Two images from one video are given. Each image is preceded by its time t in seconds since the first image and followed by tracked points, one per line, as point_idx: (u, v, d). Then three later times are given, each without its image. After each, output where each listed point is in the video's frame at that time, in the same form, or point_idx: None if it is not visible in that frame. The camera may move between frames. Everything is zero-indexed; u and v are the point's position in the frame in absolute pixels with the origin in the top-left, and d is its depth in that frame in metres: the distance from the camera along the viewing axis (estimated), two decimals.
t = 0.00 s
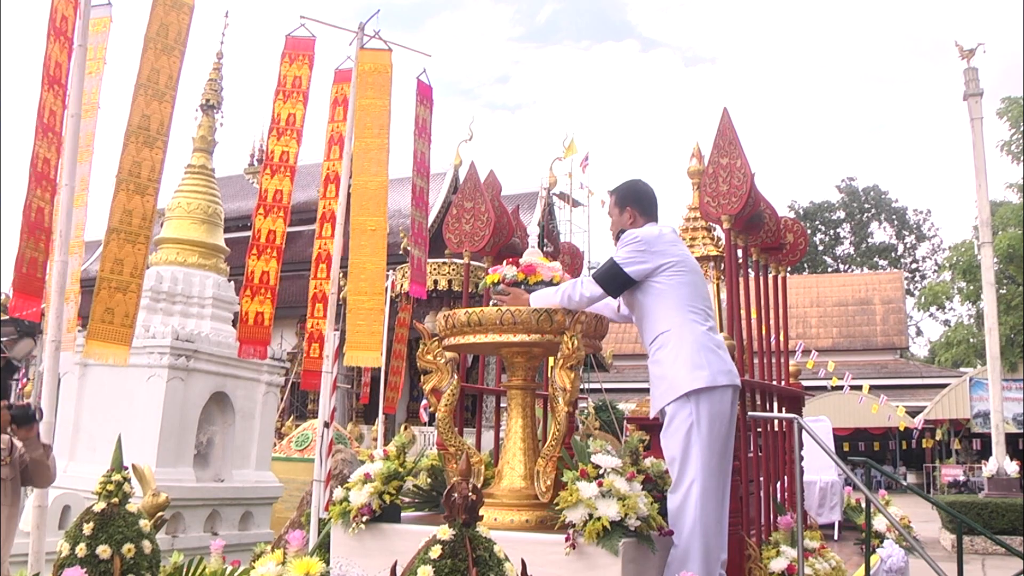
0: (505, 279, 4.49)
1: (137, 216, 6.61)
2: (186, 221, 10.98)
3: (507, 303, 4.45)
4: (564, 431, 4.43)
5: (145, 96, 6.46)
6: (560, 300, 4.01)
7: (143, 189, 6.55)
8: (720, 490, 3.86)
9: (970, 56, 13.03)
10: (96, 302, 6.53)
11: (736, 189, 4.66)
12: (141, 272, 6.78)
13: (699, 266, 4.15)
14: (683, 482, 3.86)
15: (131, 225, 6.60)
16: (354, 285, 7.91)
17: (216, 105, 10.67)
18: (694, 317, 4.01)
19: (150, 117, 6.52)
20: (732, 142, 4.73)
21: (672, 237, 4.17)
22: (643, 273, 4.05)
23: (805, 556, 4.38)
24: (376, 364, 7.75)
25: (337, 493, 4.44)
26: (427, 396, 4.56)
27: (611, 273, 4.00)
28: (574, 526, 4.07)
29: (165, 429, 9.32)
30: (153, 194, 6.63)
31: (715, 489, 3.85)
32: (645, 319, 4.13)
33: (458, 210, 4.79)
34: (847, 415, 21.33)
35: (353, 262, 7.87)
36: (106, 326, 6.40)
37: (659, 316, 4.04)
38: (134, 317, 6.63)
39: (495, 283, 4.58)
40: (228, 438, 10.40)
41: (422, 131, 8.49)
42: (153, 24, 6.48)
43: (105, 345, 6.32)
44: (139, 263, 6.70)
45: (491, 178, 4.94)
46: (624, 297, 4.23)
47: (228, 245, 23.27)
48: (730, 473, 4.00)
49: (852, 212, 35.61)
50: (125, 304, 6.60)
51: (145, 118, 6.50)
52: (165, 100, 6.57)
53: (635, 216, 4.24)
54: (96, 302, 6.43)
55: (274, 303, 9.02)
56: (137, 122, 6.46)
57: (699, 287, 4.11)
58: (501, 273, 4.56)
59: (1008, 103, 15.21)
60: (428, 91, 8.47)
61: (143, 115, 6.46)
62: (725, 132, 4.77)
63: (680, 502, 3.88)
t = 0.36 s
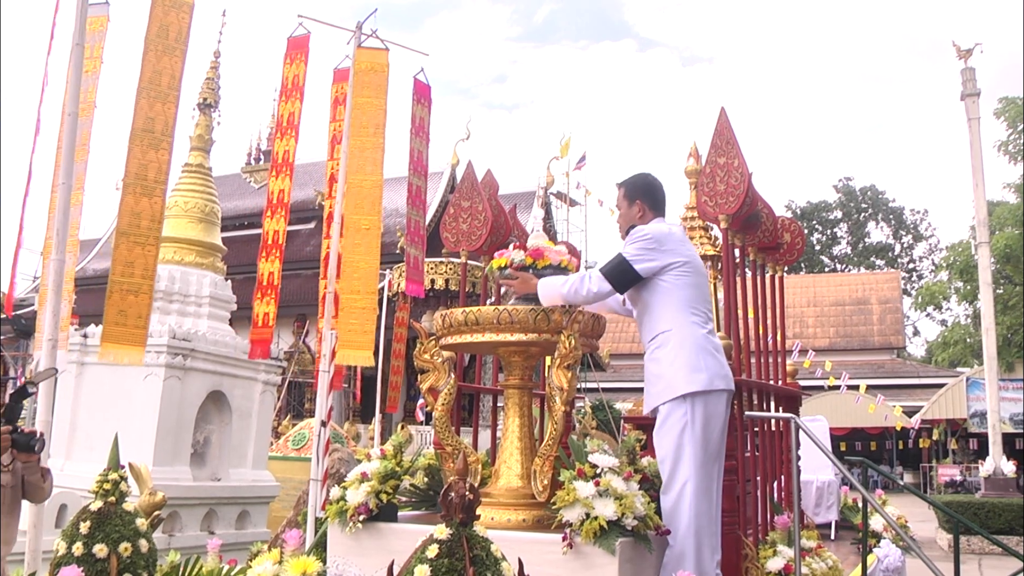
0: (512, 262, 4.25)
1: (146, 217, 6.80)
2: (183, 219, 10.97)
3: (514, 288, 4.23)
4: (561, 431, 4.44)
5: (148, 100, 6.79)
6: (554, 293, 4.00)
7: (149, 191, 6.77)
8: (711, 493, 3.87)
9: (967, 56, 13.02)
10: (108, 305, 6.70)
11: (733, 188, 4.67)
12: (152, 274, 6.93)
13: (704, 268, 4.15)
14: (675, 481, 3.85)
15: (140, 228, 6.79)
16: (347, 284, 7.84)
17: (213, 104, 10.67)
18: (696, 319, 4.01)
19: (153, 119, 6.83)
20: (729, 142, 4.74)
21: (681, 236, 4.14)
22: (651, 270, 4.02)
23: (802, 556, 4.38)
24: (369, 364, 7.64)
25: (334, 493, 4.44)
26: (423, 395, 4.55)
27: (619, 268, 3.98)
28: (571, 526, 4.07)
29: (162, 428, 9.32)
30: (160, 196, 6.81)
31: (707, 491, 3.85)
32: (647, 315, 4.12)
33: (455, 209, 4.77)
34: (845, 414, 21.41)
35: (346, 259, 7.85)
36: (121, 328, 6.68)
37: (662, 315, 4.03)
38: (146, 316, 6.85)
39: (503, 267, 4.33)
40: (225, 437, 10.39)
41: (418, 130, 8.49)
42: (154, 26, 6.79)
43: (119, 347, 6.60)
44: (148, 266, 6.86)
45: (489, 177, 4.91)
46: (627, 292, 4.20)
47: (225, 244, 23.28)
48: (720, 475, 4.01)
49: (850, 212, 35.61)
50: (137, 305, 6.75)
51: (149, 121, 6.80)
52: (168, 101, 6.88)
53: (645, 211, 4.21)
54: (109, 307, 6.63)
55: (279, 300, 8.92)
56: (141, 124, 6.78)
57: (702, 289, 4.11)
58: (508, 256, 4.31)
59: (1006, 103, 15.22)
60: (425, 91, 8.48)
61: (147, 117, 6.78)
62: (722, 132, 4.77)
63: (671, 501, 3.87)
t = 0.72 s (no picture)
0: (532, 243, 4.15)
1: (162, 217, 6.80)
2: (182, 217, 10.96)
3: (527, 270, 4.15)
4: (560, 429, 4.45)
5: (157, 100, 6.82)
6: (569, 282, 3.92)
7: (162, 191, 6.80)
8: (710, 493, 3.88)
9: (968, 53, 13.03)
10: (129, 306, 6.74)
11: (734, 186, 4.66)
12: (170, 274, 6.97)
13: (715, 271, 4.16)
14: (676, 480, 3.84)
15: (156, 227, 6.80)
16: (340, 282, 7.77)
17: (213, 101, 10.67)
18: (705, 322, 4.02)
19: (163, 119, 6.87)
20: (729, 140, 4.74)
21: (695, 236, 4.14)
22: (668, 268, 3.99)
23: (801, 554, 4.37)
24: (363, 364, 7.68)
25: (334, 491, 4.45)
26: (423, 394, 4.56)
27: (637, 263, 3.93)
28: (571, 524, 4.09)
29: (162, 427, 9.31)
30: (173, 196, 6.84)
31: (707, 491, 3.86)
32: (656, 313, 4.10)
33: (455, 207, 4.75)
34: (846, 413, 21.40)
35: (339, 256, 7.76)
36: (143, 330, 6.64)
37: (672, 314, 4.02)
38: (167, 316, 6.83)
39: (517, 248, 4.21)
40: (225, 436, 10.37)
41: (416, 128, 8.46)
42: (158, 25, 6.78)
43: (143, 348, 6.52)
44: (166, 265, 6.92)
45: (489, 176, 4.89)
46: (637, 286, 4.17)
47: (225, 241, 23.28)
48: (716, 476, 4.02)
49: (850, 211, 35.61)
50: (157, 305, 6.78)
51: (160, 122, 6.85)
52: (177, 100, 6.92)
53: (661, 206, 4.16)
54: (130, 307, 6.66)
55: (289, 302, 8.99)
56: (151, 125, 6.82)
57: (712, 291, 4.12)
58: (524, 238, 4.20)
59: (1005, 102, 15.22)
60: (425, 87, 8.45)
61: (157, 117, 6.82)
62: (723, 130, 4.78)
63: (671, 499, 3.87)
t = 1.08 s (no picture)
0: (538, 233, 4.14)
1: (167, 218, 6.54)
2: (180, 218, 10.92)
3: (537, 259, 4.10)
4: (559, 429, 4.46)
5: (159, 100, 6.35)
6: (583, 275, 3.92)
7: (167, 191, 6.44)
8: (712, 493, 3.88)
9: (965, 53, 13.04)
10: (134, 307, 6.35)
11: (732, 186, 4.66)
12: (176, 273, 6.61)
13: (721, 273, 4.17)
14: (678, 480, 3.84)
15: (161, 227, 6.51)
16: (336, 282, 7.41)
17: (211, 101, 10.63)
18: (712, 323, 4.03)
19: (165, 119, 6.40)
20: (727, 140, 4.74)
21: (705, 237, 4.14)
22: (679, 267, 3.99)
23: (800, 553, 4.37)
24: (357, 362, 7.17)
25: (332, 491, 4.44)
26: (422, 394, 4.55)
27: (651, 261, 3.91)
28: (569, 524, 4.09)
29: (160, 427, 9.29)
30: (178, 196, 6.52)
31: (710, 492, 3.86)
32: (664, 312, 4.10)
33: (453, 207, 4.73)
34: (843, 413, 21.62)
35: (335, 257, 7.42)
36: (151, 330, 6.39)
37: (680, 313, 4.03)
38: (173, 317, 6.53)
39: (525, 236, 4.19)
40: (223, 436, 10.38)
41: (410, 127, 8.45)
42: (157, 24, 6.39)
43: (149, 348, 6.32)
44: (172, 265, 6.56)
45: (487, 175, 4.87)
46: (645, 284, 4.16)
47: (223, 242, 23.24)
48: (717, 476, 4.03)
49: (847, 210, 35.64)
50: (164, 305, 6.42)
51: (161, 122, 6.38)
52: (178, 101, 6.44)
53: (670, 205, 4.16)
54: (137, 306, 6.28)
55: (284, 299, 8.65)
56: (153, 125, 6.35)
57: (718, 293, 4.13)
58: (531, 227, 4.19)
59: (1003, 101, 15.24)
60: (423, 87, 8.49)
61: (159, 118, 6.35)
62: (721, 129, 4.78)
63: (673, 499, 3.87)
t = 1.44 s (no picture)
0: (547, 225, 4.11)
1: (150, 216, 6.23)
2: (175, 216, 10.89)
3: (546, 254, 4.06)
4: (554, 429, 4.46)
5: (147, 96, 6.08)
6: (595, 272, 3.86)
7: (153, 188, 6.16)
8: (709, 495, 3.87)
9: (961, 51, 13.03)
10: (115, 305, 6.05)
11: (728, 185, 4.65)
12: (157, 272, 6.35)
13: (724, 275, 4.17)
14: (677, 481, 3.82)
15: (145, 224, 6.21)
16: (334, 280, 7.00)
17: (204, 100, 10.61)
18: (715, 325, 4.02)
19: (153, 115, 6.10)
20: (723, 138, 4.73)
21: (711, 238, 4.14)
22: (688, 267, 3.96)
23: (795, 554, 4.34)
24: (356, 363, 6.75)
25: (326, 491, 4.42)
26: (417, 394, 4.54)
27: (662, 260, 3.88)
28: (564, 524, 4.09)
29: (154, 426, 9.29)
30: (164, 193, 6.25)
31: (707, 494, 3.84)
32: (667, 311, 4.07)
33: (448, 206, 4.70)
34: (839, 414, 21.55)
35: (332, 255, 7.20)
36: (132, 329, 5.99)
37: (683, 314, 4.00)
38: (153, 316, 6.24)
39: (533, 231, 4.18)
40: (216, 436, 10.36)
41: (405, 127, 8.33)
42: (148, 21, 6.18)
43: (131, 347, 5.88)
44: (155, 262, 6.26)
45: (482, 174, 4.83)
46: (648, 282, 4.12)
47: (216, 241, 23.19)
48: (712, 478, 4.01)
49: (844, 209, 35.63)
50: (145, 303, 6.15)
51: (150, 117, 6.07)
52: (166, 98, 6.17)
53: (674, 204, 4.15)
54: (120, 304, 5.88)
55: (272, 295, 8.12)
56: (140, 121, 6.05)
57: (720, 295, 4.13)
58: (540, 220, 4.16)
59: (999, 100, 15.24)
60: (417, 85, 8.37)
61: (146, 113, 6.06)
62: (717, 129, 4.77)
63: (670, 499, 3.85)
